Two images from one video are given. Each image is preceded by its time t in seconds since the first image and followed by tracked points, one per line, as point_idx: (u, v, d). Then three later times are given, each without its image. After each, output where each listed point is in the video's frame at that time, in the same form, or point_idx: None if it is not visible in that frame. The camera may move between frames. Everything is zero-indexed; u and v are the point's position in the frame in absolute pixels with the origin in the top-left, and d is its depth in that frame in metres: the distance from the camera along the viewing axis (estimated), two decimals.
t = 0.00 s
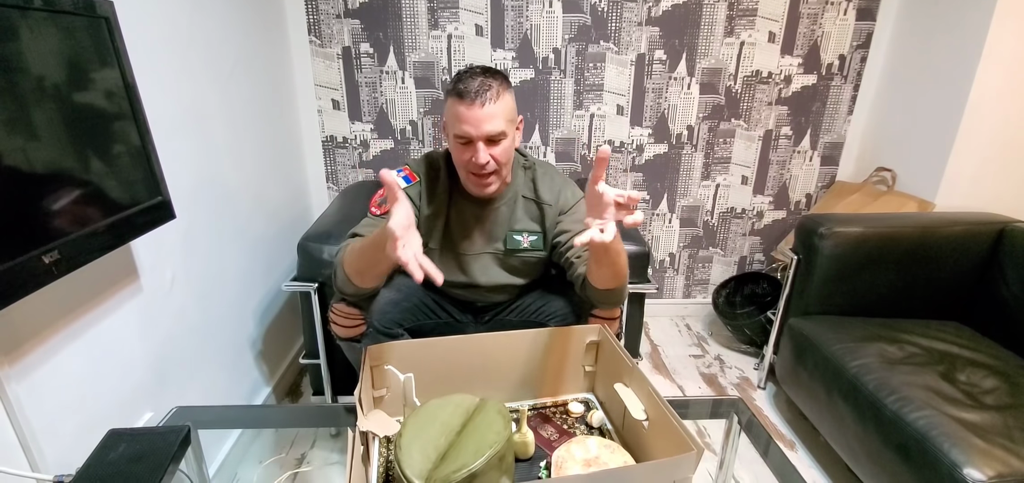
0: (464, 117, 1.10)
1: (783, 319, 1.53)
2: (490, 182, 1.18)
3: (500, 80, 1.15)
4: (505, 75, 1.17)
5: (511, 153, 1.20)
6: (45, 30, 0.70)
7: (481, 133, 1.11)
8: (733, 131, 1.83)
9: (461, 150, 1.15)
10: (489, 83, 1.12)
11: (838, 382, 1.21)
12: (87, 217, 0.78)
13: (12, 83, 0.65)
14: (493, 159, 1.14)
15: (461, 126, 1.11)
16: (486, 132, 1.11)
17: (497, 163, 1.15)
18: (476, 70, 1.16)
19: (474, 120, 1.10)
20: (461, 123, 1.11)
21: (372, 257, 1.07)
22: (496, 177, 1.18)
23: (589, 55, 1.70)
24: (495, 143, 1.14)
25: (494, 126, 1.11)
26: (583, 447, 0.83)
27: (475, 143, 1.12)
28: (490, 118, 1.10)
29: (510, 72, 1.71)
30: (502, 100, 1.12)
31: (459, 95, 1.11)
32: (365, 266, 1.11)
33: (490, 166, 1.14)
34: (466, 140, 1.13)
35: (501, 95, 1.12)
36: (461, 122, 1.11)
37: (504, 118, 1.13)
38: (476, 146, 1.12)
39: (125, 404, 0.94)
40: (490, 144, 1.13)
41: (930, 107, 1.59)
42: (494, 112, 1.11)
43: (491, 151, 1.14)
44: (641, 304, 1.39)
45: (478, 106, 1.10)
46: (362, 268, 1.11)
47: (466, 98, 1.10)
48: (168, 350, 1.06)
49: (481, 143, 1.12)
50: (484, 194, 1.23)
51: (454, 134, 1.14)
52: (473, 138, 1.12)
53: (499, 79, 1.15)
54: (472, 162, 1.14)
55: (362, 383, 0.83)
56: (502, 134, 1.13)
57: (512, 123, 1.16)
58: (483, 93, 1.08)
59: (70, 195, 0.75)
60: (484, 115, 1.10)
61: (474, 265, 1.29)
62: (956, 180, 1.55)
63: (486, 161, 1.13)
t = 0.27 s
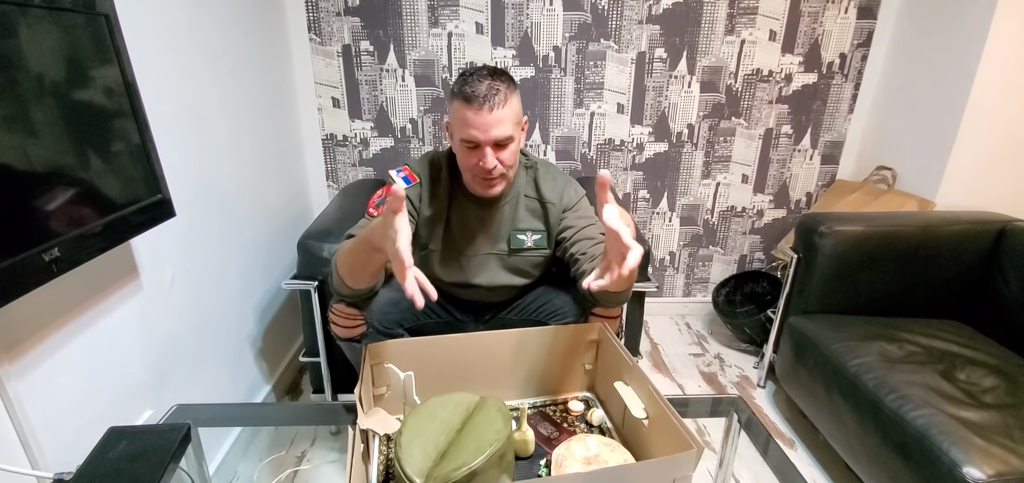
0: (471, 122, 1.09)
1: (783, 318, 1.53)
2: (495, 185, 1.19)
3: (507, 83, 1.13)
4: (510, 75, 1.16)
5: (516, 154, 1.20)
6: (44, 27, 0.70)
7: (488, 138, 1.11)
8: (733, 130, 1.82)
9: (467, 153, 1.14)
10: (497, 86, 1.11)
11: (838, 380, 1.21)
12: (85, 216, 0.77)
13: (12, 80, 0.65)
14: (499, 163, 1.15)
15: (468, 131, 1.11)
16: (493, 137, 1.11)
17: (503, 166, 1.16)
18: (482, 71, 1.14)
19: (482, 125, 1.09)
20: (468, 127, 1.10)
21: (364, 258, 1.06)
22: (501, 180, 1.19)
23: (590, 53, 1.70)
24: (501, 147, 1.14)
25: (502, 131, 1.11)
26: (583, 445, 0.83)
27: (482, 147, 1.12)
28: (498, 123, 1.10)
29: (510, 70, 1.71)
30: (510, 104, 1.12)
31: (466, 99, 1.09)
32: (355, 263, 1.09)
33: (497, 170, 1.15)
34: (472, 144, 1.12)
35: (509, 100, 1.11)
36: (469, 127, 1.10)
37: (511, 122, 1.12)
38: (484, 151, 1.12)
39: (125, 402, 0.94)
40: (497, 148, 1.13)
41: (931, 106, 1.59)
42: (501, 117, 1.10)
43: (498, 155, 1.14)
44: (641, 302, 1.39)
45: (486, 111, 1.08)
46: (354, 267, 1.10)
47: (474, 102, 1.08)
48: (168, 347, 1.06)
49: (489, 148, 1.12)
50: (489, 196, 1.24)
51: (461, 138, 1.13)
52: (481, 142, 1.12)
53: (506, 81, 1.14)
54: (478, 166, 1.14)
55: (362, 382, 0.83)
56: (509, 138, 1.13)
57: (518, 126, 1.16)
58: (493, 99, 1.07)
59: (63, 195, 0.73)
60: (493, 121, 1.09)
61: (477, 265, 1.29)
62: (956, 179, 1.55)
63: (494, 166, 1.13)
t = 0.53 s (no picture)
0: (474, 115, 1.10)
1: (783, 317, 1.53)
2: (497, 179, 1.19)
3: (509, 77, 1.14)
4: (511, 70, 1.17)
5: (518, 149, 1.21)
6: (43, 24, 0.70)
7: (491, 132, 1.11)
8: (734, 128, 1.82)
9: (469, 147, 1.14)
10: (499, 80, 1.11)
11: (838, 379, 1.22)
12: (88, 213, 0.78)
13: (10, 77, 0.65)
14: (502, 157, 1.15)
15: (471, 124, 1.11)
16: (496, 130, 1.11)
17: (506, 160, 1.16)
18: (484, 66, 1.14)
19: (486, 119, 1.09)
20: (471, 121, 1.10)
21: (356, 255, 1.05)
22: (503, 174, 1.19)
23: (590, 52, 1.70)
24: (504, 140, 1.14)
25: (504, 125, 1.11)
26: (584, 443, 0.83)
27: (485, 141, 1.12)
28: (501, 116, 1.10)
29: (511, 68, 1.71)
30: (512, 98, 1.12)
31: (469, 92, 1.09)
32: (348, 261, 1.07)
33: (500, 164, 1.15)
34: (475, 138, 1.13)
35: (511, 94, 1.12)
36: (472, 121, 1.10)
37: (513, 116, 1.13)
38: (487, 145, 1.12)
39: (125, 399, 0.94)
40: (500, 142, 1.14)
41: (931, 105, 1.59)
42: (504, 110, 1.10)
43: (500, 148, 1.14)
44: (641, 301, 1.39)
45: (490, 105, 1.09)
46: (350, 263, 1.08)
47: (476, 96, 1.09)
48: (167, 345, 1.05)
49: (492, 142, 1.12)
50: (489, 191, 1.23)
51: (463, 132, 1.13)
52: (484, 136, 1.12)
53: (507, 75, 1.14)
54: (481, 160, 1.14)
55: (362, 380, 0.83)
56: (511, 133, 1.13)
57: (520, 121, 1.16)
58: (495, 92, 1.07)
59: (66, 193, 0.74)
60: (496, 115, 1.10)
61: (477, 262, 1.28)
62: (956, 178, 1.55)
63: (497, 159, 1.13)
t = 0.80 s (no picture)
0: (475, 111, 1.10)
1: (783, 316, 1.53)
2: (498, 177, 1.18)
3: (509, 75, 1.14)
4: (511, 70, 1.17)
5: (518, 148, 1.20)
6: (43, 22, 0.70)
7: (492, 129, 1.11)
8: (735, 128, 1.82)
9: (469, 145, 1.14)
10: (500, 79, 1.12)
11: (838, 379, 1.22)
12: (94, 210, 0.78)
13: (11, 75, 0.65)
14: (502, 154, 1.14)
15: (472, 121, 1.11)
16: (497, 127, 1.11)
17: (506, 158, 1.16)
18: (485, 66, 1.15)
19: (487, 115, 1.09)
20: (471, 117, 1.10)
21: (355, 250, 1.06)
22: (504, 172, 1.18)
23: (591, 51, 1.70)
24: (505, 138, 1.14)
25: (505, 122, 1.11)
26: (585, 443, 0.83)
27: (485, 138, 1.12)
28: (502, 113, 1.10)
29: (512, 67, 1.71)
30: (513, 96, 1.12)
31: (470, 89, 1.10)
32: (347, 257, 1.08)
33: (500, 161, 1.15)
34: (476, 135, 1.12)
35: (511, 91, 1.12)
36: (473, 117, 1.10)
37: (514, 113, 1.13)
38: (488, 141, 1.12)
39: (125, 398, 0.94)
40: (500, 139, 1.14)
41: (932, 105, 1.59)
42: (505, 108, 1.11)
43: (500, 146, 1.14)
44: (641, 300, 1.39)
45: (490, 102, 1.09)
46: (349, 260, 1.09)
47: (477, 93, 1.09)
48: (168, 344, 1.05)
49: (492, 139, 1.12)
50: (489, 188, 1.23)
51: (464, 128, 1.13)
52: (484, 132, 1.12)
53: (508, 74, 1.15)
54: (482, 157, 1.14)
55: (364, 378, 0.83)
56: (512, 130, 1.13)
57: (520, 119, 1.16)
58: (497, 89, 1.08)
59: (73, 190, 0.75)
60: (497, 111, 1.10)
61: (476, 261, 1.28)
62: (957, 178, 1.55)
63: (497, 157, 1.13)
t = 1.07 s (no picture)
0: (470, 106, 1.10)
1: (782, 317, 1.53)
2: (494, 172, 1.18)
3: (506, 71, 1.14)
4: (509, 65, 1.17)
5: (516, 143, 1.20)
6: (43, 21, 0.70)
7: (487, 123, 1.11)
8: (734, 128, 1.82)
9: (466, 140, 1.15)
10: (496, 73, 1.12)
11: (837, 379, 1.22)
12: (96, 208, 0.79)
13: (11, 74, 0.65)
14: (498, 149, 1.14)
15: (467, 116, 1.11)
16: (492, 122, 1.11)
17: (503, 153, 1.16)
18: (482, 61, 1.15)
19: (481, 110, 1.10)
20: (467, 113, 1.11)
21: (352, 252, 1.06)
22: (500, 167, 1.18)
23: (591, 51, 1.70)
24: (501, 132, 1.14)
25: (500, 117, 1.11)
26: (585, 442, 0.83)
27: (481, 133, 1.12)
28: (497, 108, 1.10)
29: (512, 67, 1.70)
30: (509, 90, 1.12)
31: (465, 84, 1.10)
32: (344, 258, 1.09)
33: (496, 156, 1.15)
34: (471, 130, 1.13)
35: (507, 86, 1.12)
36: (467, 112, 1.11)
37: (510, 109, 1.13)
38: (483, 136, 1.12)
39: (125, 396, 0.94)
40: (496, 134, 1.14)
41: (932, 106, 1.59)
42: (501, 102, 1.11)
43: (497, 140, 1.14)
44: (640, 300, 1.40)
45: (485, 96, 1.09)
46: (346, 261, 1.09)
47: (472, 87, 1.09)
48: (167, 343, 1.05)
49: (488, 133, 1.12)
50: (486, 185, 1.23)
51: (460, 124, 1.13)
52: (480, 128, 1.12)
53: (505, 70, 1.15)
54: (477, 152, 1.14)
55: (364, 378, 0.83)
56: (508, 125, 1.13)
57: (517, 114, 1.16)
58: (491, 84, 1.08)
59: (75, 188, 0.75)
60: (491, 106, 1.10)
61: (475, 259, 1.28)
62: (956, 178, 1.56)
63: (493, 151, 1.13)
